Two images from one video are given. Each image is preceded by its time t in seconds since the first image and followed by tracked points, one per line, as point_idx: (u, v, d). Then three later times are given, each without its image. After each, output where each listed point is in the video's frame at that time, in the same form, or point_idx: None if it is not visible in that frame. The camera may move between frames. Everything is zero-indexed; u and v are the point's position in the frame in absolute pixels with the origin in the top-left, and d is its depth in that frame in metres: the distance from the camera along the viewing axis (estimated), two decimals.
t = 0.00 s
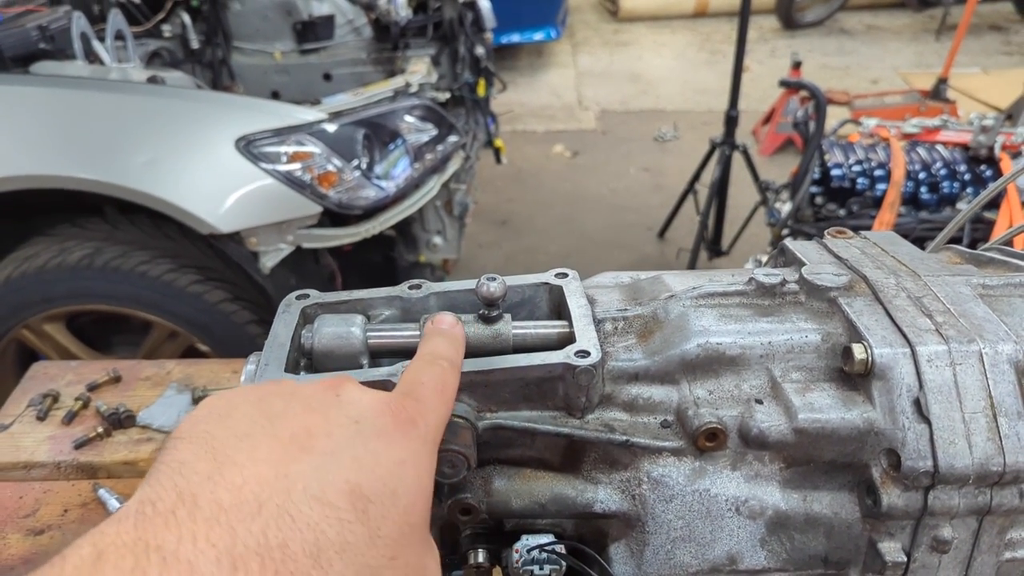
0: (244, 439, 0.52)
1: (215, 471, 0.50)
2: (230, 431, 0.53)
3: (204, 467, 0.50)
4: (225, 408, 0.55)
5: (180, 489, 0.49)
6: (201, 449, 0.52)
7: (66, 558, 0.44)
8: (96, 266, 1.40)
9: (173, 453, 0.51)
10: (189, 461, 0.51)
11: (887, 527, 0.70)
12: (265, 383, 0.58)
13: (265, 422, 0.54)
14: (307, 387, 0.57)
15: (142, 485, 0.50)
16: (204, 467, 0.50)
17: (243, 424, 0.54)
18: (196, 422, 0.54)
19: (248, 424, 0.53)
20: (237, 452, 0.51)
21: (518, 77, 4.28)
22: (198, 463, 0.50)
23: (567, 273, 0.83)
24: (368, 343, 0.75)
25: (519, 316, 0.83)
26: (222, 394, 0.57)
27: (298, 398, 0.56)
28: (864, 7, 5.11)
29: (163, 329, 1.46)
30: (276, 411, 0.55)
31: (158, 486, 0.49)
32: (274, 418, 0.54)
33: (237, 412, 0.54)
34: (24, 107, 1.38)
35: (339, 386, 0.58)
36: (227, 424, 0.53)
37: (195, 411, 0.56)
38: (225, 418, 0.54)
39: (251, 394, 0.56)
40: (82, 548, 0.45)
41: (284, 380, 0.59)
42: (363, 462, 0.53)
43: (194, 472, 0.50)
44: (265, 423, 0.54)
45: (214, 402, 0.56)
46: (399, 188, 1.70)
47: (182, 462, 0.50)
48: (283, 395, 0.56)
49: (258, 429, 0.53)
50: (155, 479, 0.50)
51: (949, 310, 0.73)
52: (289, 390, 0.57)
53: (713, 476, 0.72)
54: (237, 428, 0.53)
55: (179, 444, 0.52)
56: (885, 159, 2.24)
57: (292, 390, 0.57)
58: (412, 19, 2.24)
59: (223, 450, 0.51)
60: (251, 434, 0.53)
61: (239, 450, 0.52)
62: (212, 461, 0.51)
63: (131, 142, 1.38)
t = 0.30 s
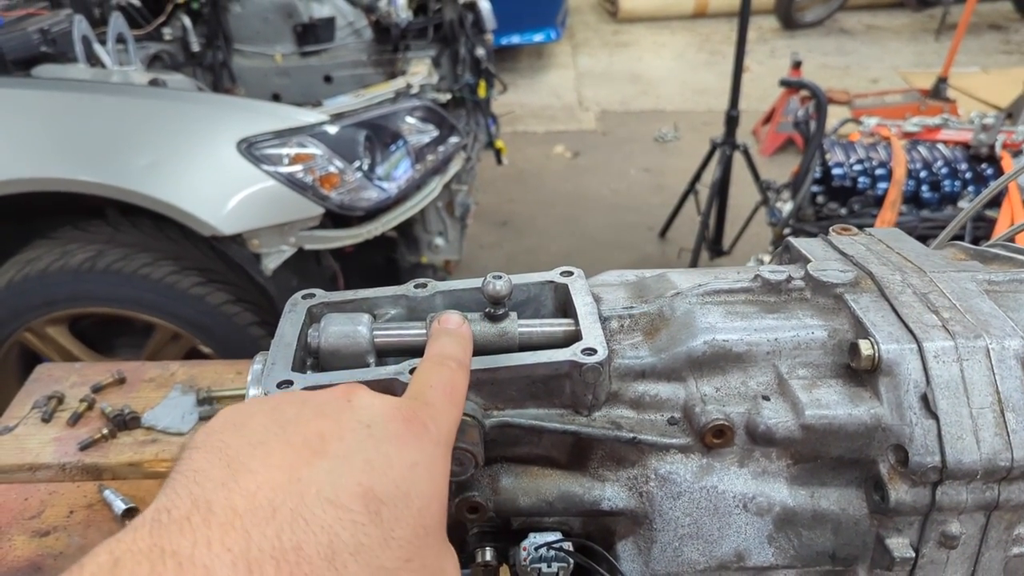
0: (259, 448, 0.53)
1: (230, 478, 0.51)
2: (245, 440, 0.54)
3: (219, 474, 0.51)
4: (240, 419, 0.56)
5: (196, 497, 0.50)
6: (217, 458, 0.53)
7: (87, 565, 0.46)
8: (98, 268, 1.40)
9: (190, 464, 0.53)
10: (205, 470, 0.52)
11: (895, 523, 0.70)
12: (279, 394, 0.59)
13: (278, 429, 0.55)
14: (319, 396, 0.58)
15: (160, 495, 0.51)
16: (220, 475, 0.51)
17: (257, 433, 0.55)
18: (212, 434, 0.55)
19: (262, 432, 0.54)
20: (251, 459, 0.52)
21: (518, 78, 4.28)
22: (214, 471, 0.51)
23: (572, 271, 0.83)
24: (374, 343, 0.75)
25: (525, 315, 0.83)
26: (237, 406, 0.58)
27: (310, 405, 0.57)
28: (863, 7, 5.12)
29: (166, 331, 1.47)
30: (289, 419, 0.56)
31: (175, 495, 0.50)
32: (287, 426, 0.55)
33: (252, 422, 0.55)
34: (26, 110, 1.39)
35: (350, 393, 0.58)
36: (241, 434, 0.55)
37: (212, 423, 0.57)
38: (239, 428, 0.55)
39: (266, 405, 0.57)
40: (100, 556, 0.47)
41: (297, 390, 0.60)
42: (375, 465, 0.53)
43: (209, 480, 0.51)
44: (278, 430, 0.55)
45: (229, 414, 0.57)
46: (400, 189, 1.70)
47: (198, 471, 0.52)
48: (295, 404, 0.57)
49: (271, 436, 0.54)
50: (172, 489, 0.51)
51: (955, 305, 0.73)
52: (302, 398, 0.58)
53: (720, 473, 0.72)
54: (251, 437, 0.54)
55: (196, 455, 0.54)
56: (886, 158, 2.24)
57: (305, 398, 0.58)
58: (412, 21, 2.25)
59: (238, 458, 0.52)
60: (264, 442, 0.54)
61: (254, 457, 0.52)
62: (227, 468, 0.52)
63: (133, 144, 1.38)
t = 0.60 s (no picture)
0: (261, 469, 0.53)
1: (233, 502, 0.51)
2: (247, 462, 0.54)
3: (222, 498, 0.52)
4: (243, 439, 0.56)
5: (200, 521, 0.50)
6: (219, 480, 0.53)
7: None
8: (97, 271, 1.40)
9: (193, 487, 0.53)
10: (207, 494, 0.52)
11: (900, 523, 0.70)
12: (281, 413, 0.59)
13: (280, 450, 0.55)
14: (320, 415, 0.58)
15: (165, 520, 0.52)
16: (223, 498, 0.52)
17: (259, 454, 0.55)
18: (215, 455, 0.56)
19: (264, 454, 0.55)
20: (254, 482, 0.52)
21: (517, 79, 4.28)
22: (217, 495, 0.52)
23: (574, 272, 0.83)
24: (376, 344, 0.74)
25: (526, 315, 0.83)
26: (239, 427, 0.58)
27: (310, 425, 0.57)
28: (862, 7, 5.12)
29: (166, 333, 1.47)
30: (291, 439, 0.56)
31: (179, 520, 0.51)
32: (288, 446, 0.55)
33: (254, 443, 0.56)
34: (26, 114, 1.39)
35: (351, 410, 0.58)
36: (243, 455, 0.55)
37: (216, 444, 0.57)
38: (241, 450, 0.55)
39: (267, 425, 0.57)
40: None
41: (298, 408, 0.60)
42: (376, 484, 0.53)
43: (212, 504, 0.51)
44: (279, 452, 0.55)
45: (231, 435, 0.57)
46: (400, 190, 1.70)
47: (201, 495, 0.52)
48: (297, 424, 0.57)
49: (273, 458, 0.54)
50: (176, 513, 0.51)
51: (958, 304, 0.73)
52: (302, 418, 0.58)
53: (723, 473, 0.72)
54: (253, 458, 0.54)
55: (198, 478, 0.54)
56: (887, 157, 2.24)
57: (305, 417, 0.58)
58: (412, 23, 2.26)
59: (240, 481, 0.53)
60: (266, 464, 0.54)
61: (256, 479, 0.53)
62: (231, 491, 0.52)
63: (132, 147, 1.38)
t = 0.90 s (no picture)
0: (264, 483, 0.53)
1: (238, 516, 0.51)
2: (250, 476, 0.54)
3: (227, 512, 0.51)
4: (245, 452, 0.56)
5: (205, 536, 0.50)
6: (223, 495, 0.53)
7: None
8: (98, 272, 1.40)
9: (196, 503, 0.53)
10: (212, 508, 0.52)
11: (898, 519, 0.70)
12: (282, 425, 0.59)
13: (282, 464, 0.55)
14: (320, 427, 0.58)
15: (169, 535, 0.51)
16: (227, 512, 0.51)
17: (262, 467, 0.55)
18: (217, 470, 0.55)
19: (266, 467, 0.54)
20: (258, 495, 0.52)
21: (517, 79, 4.28)
22: (221, 510, 0.51)
23: (573, 270, 0.83)
24: (376, 342, 0.75)
25: (526, 313, 0.83)
26: (240, 440, 0.58)
27: (311, 437, 0.57)
28: (861, 6, 5.13)
29: (167, 334, 1.47)
30: (292, 452, 0.56)
31: (184, 535, 0.50)
32: (290, 459, 0.55)
33: (257, 456, 0.55)
34: (26, 115, 1.39)
35: (352, 421, 0.58)
36: (246, 469, 0.54)
37: (217, 459, 0.57)
38: (243, 464, 0.55)
39: (268, 439, 0.57)
40: None
41: (299, 421, 0.60)
42: (379, 494, 0.53)
43: (217, 518, 0.51)
44: (282, 465, 0.55)
45: (233, 448, 0.57)
46: (400, 190, 1.71)
47: (205, 510, 0.52)
48: (298, 436, 0.57)
49: (276, 471, 0.54)
50: (180, 529, 0.51)
51: (957, 300, 0.73)
52: (303, 431, 0.58)
53: (723, 470, 0.72)
54: (256, 472, 0.54)
55: (201, 493, 0.54)
56: (886, 156, 2.24)
57: (306, 430, 0.58)
58: (411, 23, 2.26)
59: (244, 494, 0.53)
60: (269, 477, 0.54)
61: (260, 493, 0.53)
62: (235, 506, 0.52)
63: (132, 148, 1.38)
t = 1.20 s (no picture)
0: (265, 484, 0.54)
1: (239, 516, 0.52)
2: (251, 476, 0.55)
3: (229, 512, 0.53)
4: (245, 451, 0.57)
5: (208, 535, 0.51)
6: (224, 495, 0.54)
7: None
8: (99, 273, 1.41)
9: (198, 502, 0.54)
10: (213, 508, 0.53)
11: (889, 514, 0.71)
12: (282, 425, 0.60)
13: (282, 464, 0.56)
14: (319, 428, 0.59)
15: (172, 533, 0.53)
16: (229, 511, 0.53)
17: (262, 468, 0.56)
18: (218, 469, 0.57)
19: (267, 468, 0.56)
20: (259, 496, 0.54)
21: (516, 80, 4.29)
22: (223, 510, 0.53)
23: (570, 269, 0.84)
24: (375, 341, 0.76)
25: (524, 312, 0.84)
26: (241, 439, 0.59)
27: (311, 438, 0.58)
28: (860, 6, 5.14)
29: (168, 335, 1.48)
30: (292, 453, 0.57)
31: (187, 533, 0.52)
32: (290, 459, 0.56)
33: (257, 455, 0.57)
34: (27, 117, 1.40)
35: (351, 423, 0.59)
36: (246, 469, 0.56)
37: (217, 457, 0.58)
38: (244, 463, 0.56)
39: (268, 438, 0.58)
40: None
41: (298, 421, 0.61)
42: (377, 497, 0.54)
43: (219, 518, 0.52)
44: (282, 466, 0.56)
45: (234, 447, 0.58)
46: (400, 191, 1.72)
47: (207, 509, 0.53)
48: (297, 436, 0.58)
49: (276, 472, 0.55)
50: (183, 527, 0.53)
51: (947, 299, 0.74)
52: (302, 431, 0.59)
53: (717, 466, 0.73)
54: (256, 473, 0.55)
55: (203, 492, 0.55)
56: (884, 156, 2.25)
57: (306, 430, 0.59)
58: (410, 24, 2.27)
59: (245, 494, 0.54)
60: (270, 477, 0.55)
61: (261, 493, 0.54)
62: (237, 506, 0.53)
63: (133, 150, 1.40)
